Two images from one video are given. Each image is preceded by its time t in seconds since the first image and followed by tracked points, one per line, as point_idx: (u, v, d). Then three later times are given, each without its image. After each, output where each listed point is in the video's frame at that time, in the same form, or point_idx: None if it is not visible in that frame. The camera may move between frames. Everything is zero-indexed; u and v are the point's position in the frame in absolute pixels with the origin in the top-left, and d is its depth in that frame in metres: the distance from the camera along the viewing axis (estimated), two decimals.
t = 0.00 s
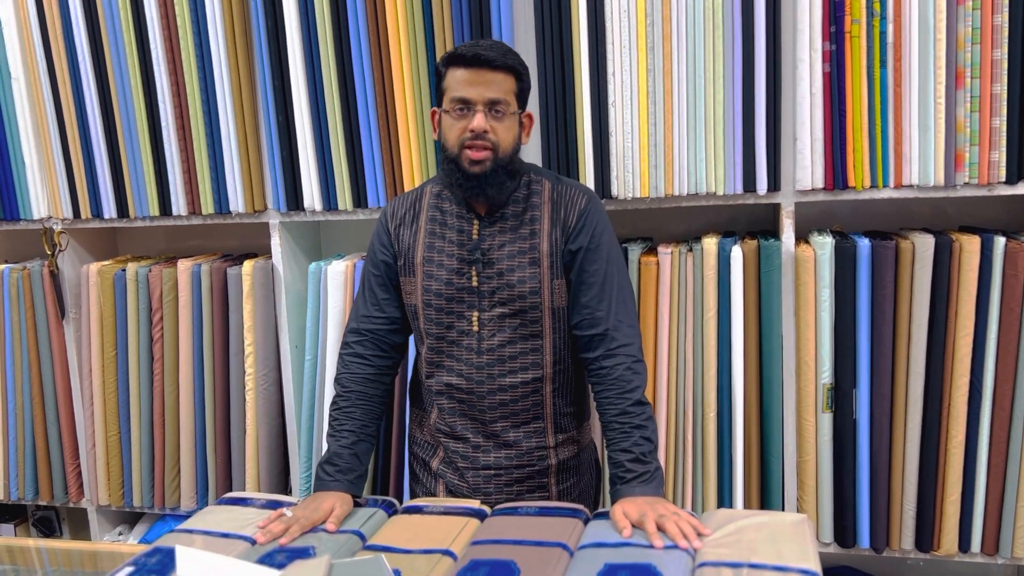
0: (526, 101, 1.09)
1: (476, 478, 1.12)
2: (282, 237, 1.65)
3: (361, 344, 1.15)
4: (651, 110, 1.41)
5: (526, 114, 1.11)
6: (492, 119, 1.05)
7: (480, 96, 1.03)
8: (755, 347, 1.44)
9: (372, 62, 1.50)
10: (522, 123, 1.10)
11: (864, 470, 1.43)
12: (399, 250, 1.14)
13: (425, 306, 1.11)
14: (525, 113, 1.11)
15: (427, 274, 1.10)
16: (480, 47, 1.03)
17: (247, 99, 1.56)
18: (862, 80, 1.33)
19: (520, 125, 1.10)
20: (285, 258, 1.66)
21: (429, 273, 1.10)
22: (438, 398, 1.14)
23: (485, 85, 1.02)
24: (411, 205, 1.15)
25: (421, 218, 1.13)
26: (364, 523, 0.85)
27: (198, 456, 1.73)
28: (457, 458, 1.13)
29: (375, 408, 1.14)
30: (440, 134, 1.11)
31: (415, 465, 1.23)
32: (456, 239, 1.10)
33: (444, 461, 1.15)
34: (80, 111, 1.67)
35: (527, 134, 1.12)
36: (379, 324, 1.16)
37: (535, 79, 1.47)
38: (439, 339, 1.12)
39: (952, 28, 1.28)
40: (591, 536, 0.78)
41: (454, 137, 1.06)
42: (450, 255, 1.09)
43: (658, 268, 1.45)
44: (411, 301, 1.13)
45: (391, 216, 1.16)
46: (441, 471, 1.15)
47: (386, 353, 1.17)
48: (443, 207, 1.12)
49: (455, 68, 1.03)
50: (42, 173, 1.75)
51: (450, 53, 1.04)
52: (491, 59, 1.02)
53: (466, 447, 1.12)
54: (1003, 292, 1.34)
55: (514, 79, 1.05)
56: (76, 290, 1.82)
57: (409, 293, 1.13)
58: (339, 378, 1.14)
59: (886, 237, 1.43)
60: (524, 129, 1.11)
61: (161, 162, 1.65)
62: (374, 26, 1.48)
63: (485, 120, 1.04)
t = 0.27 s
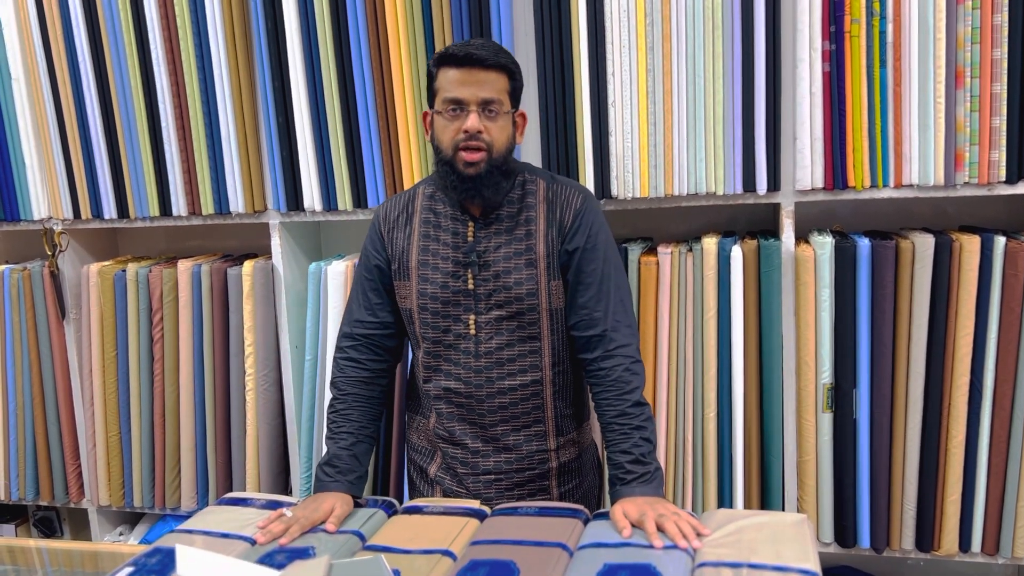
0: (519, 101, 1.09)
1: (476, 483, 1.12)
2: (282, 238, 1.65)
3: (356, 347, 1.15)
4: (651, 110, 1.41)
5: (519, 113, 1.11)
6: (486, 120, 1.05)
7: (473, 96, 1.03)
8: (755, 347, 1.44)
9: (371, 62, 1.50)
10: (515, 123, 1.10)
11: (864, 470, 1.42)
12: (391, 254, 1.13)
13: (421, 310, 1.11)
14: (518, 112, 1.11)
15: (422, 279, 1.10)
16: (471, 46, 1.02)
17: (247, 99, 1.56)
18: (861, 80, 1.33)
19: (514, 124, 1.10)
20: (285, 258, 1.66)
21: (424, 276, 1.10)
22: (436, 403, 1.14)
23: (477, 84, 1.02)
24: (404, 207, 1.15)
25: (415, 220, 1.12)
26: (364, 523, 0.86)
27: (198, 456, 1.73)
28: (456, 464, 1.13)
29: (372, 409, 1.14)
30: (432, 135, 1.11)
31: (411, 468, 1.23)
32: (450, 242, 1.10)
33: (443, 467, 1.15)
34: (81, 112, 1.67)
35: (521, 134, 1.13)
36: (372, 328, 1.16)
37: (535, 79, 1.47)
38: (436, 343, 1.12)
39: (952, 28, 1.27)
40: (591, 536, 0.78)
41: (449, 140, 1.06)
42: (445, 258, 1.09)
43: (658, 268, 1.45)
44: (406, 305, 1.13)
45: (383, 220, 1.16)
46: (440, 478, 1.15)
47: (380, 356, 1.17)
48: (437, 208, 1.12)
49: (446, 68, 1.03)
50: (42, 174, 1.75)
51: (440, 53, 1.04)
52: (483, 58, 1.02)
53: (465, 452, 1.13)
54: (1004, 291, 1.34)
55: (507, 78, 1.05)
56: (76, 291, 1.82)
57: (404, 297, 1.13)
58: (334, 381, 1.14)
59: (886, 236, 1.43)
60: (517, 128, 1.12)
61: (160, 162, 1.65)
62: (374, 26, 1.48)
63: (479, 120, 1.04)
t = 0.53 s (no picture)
0: (514, 100, 1.09)
1: (474, 485, 1.12)
2: (282, 237, 1.65)
3: (353, 349, 1.15)
4: (651, 109, 1.41)
5: (515, 112, 1.10)
6: (481, 122, 1.04)
7: (467, 99, 1.02)
8: (755, 346, 1.43)
9: (372, 61, 1.50)
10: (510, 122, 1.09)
11: (865, 469, 1.42)
12: (387, 255, 1.13)
13: (417, 312, 1.11)
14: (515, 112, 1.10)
15: (418, 280, 1.10)
16: (464, 48, 1.01)
17: (247, 98, 1.56)
18: (862, 79, 1.32)
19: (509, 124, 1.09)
20: (285, 258, 1.66)
21: (421, 278, 1.10)
22: (434, 405, 1.14)
23: (472, 87, 1.02)
24: (400, 207, 1.14)
25: (411, 220, 1.12)
26: (364, 522, 0.85)
27: (199, 456, 1.73)
28: (454, 466, 1.13)
29: (372, 410, 1.14)
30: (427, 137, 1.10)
31: (408, 471, 1.23)
32: (447, 243, 1.10)
33: (440, 469, 1.15)
34: (81, 112, 1.67)
35: (516, 133, 1.12)
36: (368, 329, 1.15)
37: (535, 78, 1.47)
38: (434, 346, 1.12)
39: (952, 26, 1.27)
40: (591, 535, 0.78)
41: (444, 143, 1.05)
42: (442, 260, 1.09)
43: (658, 267, 1.45)
44: (402, 306, 1.12)
45: (379, 220, 1.15)
46: (436, 480, 1.15)
47: (377, 356, 1.16)
48: (433, 209, 1.12)
49: (439, 71, 1.02)
50: (43, 173, 1.75)
51: (432, 55, 1.03)
52: (476, 60, 1.01)
53: (463, 455, 1.13)
54: (1005, 290, 1.33)
55: (502, 79, 1.05)
56: (76, 291, 1.82)
57: (399, 299, 1.13)
58: (333, 382, 1.14)
59: (887, 235, 1.43)
60: (512, 127, 1.11)
61: (161, 161, 1.65)
62: (374, 24, 1.48)
63: (474, 124, 1.04)
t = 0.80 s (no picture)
0: (514, 99, 1.08)
1: (473, 485, 1.12)
2: (283, 237, 1.65)
3: (352, 348, 1.15)
4: (652, 108, 1.41)
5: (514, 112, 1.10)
6: (481, 121, 1.04)
7: (467, 97, 1.02)
8: (756, 346, 1.43)
9: (372, 60, 1.50)
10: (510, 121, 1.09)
11: (866, 469, 1.42)
12: (385, 254, 1.13)
13: (415, 311, 1.10)
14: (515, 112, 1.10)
15: (416, 279, 1.10)
16: (465, 46, 1.01)
17: (247, 97, 1.55)
18: (863, 77, 1.32)
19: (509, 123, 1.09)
20: (286, 257, 1.66)
21: (418, 277, 1.10)
22: (433, 405, 1.14)
23: (472, 85, 1.02)
24: (398, 206, 1.14)
25: (409, 219, 1.12)
26: (364, 522, 0.85)
27: (199, 455, 1.73)
28: (453, 466, 1.13)
29: (371, 410, 1.14)
30: (426, 136, 1.10)
31: (407, 472, 1.23)
32: (445, 243, 1.10)
33: (439, 469, 1.15)
34: (81, 111, 1.67)
35: (515, 132, 1.12)
36: (367, 328, 1.15)
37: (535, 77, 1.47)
38: (432, 346, 1.12)
39: (954, 24, 1.27)
40: (592, 535, 0.78)
41: (444, 141, 1.05)
42: (441, 259, 1.09)
43: (659, 267, 1.45)
44: (400, 305, 1.12)
45: (377, 219, 1.15)
46: (435, 480, 1.15)
47: (376, 355, 1.16)
48: (431, 208, 1.12)
49: (440, 69, 1.02)
50: (43, 172, 1.75)
51: (433, 53, 1.03)
52: (477, 58, 1.01)
53: (462, 454, 1.12)
54: (1007, 289, 1.33)
55: (502, 78, 1.05)
56: (77, 291, 1.82)
57: (397, 298, 1.12)
58: (332, 382, 1.14)
59: (888, 235, 1.43)
60: (512, 127, 1.10)
61: (161, 160, 1.65)
62: (374, 21, 1.48)
63: (474, 122, 1.03)
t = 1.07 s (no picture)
0: (514, 96, 1.09)
1: (471, 483, 1.12)
2: (283, 236, 1.65)
3: (352, 346, 1.15)
4: (652, 107, 1.41)
5: (513, 110, 1.11)
6: (480, 114, 1.05)
7: (467, 90, 1.03)
8: (756, 345, 1.43)
9: (372, 61, 1.49)
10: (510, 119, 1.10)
11: (867, 469, 1.42)
12: (385, 252, 1.13)
13: (414, 308, 1.10)
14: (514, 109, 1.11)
15: (416, 277, 1.10)
16: (466, 41, 1.03)
17: (247, 96, 1.55)
18: (863, 76, 1.32)
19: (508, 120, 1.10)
20: (286, 257, 1.66)
21: (418, 274, 1.10)
22: (431, 403, 1.14)
23: (472, 79, 1.03)
24: (398, 204, 1.14)
25: (408, 218, 1.12)
26: (364, 521, 0.85)
27: (200, 454, 1.73)
28: (451, 464, 1.13)
29: (371, 408, 1.14)
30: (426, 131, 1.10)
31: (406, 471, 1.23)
32: (444, 240, 1.10)
33: (437, 467, 1.15)
34: (82, 110, 1.67)
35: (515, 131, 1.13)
36: (367, 326, 1.15)
37: (535, 76, 1.46)
38: (430, 343, 1.11)
39: (954, 23, 1.27)
40: (592, 534, 0.78)
41: (444, 135, 1.06)
42: (439, 257, 1.09)
43: (659, 266, 1.45)
44: (399, 303, 1.12)
45: (377, 218, 1.15)
46: (434, 479, 1.15)
47: (376, 354, 1.16)
48: (430, 207, 1.12)
49: (440, 63, 1.04)
50: (43, 171, 1.75)
51: (434, 49, 1.05)
52: (476, 52, 1.02)
53: (460, 453, 1.12)
54: (1007, 289, 1.33)
55: (501, 73, 1.06)
56: (77, 290, 1.82)
57: (396, 295, 1.12)
58: (332, 381, 1.14)
59: (888, 234, 1.43)
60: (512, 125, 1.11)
61: (161, 159, 1.65)
62: (374, 20, 1.48)
63: (473, 114, 1.04)
